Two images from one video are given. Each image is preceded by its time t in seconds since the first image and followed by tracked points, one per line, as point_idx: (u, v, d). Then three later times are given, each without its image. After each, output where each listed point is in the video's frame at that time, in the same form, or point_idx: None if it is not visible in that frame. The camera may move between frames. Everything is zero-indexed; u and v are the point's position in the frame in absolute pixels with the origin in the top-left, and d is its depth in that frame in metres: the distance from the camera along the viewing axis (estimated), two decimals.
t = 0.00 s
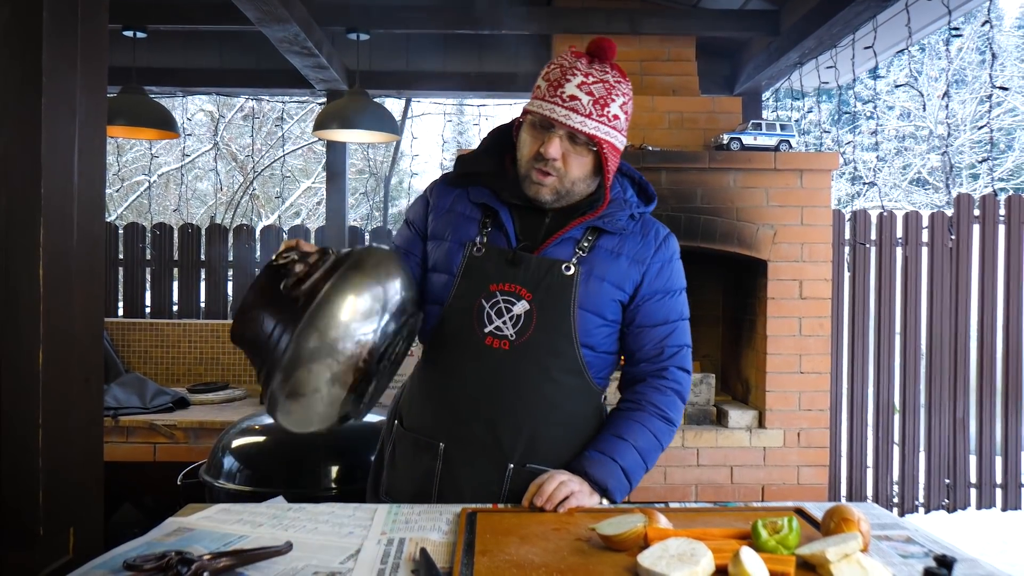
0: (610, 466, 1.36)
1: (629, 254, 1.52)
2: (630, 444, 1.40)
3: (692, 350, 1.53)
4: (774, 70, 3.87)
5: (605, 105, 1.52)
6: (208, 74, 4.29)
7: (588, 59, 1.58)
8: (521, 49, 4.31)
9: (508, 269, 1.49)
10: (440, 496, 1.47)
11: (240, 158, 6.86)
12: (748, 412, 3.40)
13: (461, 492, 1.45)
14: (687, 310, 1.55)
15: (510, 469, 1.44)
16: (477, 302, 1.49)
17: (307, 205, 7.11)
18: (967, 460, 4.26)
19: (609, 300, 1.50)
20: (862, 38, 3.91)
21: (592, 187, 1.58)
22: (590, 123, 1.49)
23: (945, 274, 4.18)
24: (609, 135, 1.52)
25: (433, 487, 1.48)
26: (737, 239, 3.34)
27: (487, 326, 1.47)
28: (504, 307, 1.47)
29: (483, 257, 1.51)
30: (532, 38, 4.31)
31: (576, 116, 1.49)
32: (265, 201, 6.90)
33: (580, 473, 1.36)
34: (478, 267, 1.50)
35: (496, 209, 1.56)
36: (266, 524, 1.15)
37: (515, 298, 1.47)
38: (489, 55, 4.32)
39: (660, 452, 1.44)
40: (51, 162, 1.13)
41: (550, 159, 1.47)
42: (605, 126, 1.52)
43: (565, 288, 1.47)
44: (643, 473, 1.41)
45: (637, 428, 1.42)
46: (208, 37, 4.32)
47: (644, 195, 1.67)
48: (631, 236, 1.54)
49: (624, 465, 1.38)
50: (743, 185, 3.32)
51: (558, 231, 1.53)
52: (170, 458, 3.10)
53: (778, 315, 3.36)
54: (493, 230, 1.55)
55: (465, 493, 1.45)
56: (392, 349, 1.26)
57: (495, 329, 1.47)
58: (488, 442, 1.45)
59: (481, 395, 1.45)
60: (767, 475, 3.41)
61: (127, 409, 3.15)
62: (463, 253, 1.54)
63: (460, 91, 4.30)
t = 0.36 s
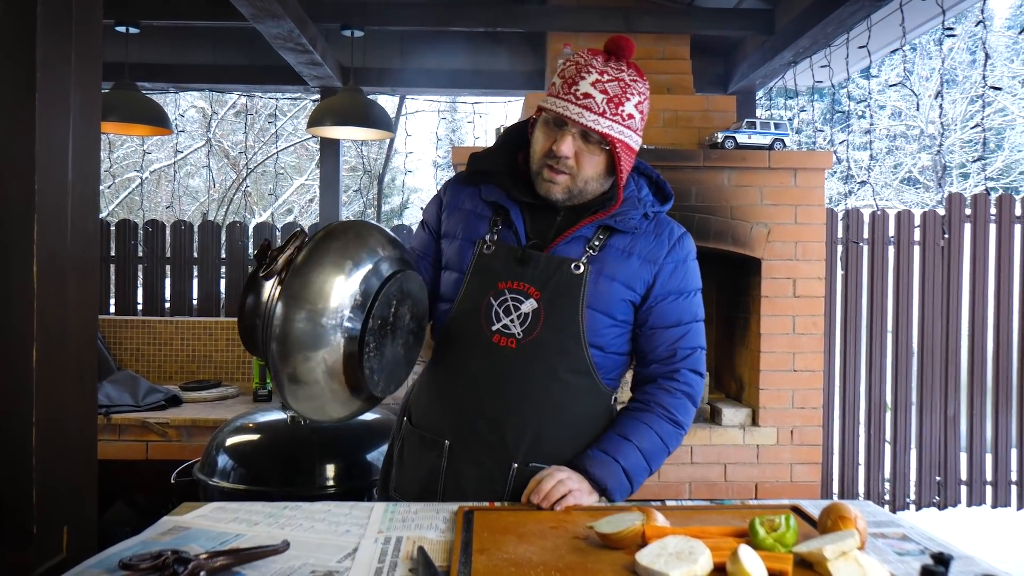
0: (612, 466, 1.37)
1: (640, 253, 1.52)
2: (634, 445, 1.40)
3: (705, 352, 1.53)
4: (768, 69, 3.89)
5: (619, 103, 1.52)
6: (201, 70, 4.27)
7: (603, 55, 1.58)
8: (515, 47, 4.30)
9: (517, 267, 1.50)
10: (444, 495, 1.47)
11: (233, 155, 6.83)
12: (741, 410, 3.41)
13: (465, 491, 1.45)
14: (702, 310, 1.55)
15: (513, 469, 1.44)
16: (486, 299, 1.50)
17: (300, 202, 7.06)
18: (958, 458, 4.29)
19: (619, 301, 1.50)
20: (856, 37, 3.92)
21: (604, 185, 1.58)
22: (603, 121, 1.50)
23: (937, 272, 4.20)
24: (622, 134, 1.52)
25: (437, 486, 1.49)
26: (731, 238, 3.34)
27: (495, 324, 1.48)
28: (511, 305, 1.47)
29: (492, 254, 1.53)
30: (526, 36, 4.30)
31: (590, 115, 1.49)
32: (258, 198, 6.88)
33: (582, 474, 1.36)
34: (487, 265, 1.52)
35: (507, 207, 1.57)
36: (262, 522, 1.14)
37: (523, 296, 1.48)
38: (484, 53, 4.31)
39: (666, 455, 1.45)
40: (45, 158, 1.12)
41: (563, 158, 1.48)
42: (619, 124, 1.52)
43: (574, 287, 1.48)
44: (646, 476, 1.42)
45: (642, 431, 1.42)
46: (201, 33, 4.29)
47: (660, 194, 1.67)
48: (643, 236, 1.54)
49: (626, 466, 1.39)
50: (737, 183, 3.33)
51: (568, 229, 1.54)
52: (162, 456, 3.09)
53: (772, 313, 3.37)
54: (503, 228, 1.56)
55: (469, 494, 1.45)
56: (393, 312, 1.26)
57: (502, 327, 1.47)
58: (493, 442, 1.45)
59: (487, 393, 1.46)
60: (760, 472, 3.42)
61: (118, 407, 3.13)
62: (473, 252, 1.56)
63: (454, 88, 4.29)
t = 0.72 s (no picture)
0: (606, 464, 1.37)
1: (636, 253, 1.53)
2: (628, 443, 1.41)
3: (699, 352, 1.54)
4: (757, 68, 3.91)
5: (620, 109, 1.52)
6: (189, 67, 4.24)
7: (606, 58, 1.57)
8: (506, 45, 4.30)
9: (513, 267, 1.50)
10: (437, 494, 1.47)
11: (220, 151, 6.78)
12: (730, 408, 3.42)
13: (459, 490, 1.45)
14: (695, 311, 1.56)
15: (509, 468, 1.44)
16: (482, 299, 1.50)
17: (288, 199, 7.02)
18: (943, 455, 4.32)
19: (614, 301, 1.50)
20: (844, 37, 3.95)
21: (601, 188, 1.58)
22: (604, 127, 1.50)
23: (924, 271, 4.24)
24: (622, 140, 1.52)
25: (431, 486, 1.48)
26: (721, 236, 3.36)
27: (491, 323, 1.48)
28: (507, 304, 1.48)
29: (487, 254, 1.53)
30: (516, 34, 4.30)
31: (591, 121, 1.49)
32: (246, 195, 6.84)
33: (576, 471, 1.37)
34: (483, 264, 1.52)
35: (502, 207, 1.57)
36: (255, 521, 1.14)
37: (519, 295, 1.48)
38: (474, 50, 4.31)
39: (660, 454, 1.46)
40: (34, 153, 1.11)
41: (562, 162, 1.48)
42: (619, 130, 1.52)
43: (570, 287, 1.48)
44: (638, 475, 1.42)
45: (637, 430, 1.43)
46: (189, 29, 4.26)
47: (654, 194, 1.68)
48: (638, 237, 1.54)
49: (620, 464, 1.39)
50: (727, 182, 3.34)
51: (565, 229, 1.54)
52: (150, 454, 3.07)
53: (761, 311, 3.39)
54: (499, 229, 1.56)
55: (463, 493, 1.45)
56: (382, 328, 1.26)
57: (498, 327, 1.48)
58: (488, 441, 1.45)
59: (482, 392, 1.46)
60: (749, 470, 3.44)
61: (106, 405, 3.10)
62: (468, 251, 1.56)
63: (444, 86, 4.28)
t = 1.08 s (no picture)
0: (598, 462, 1.38)
1: (626, 253, 1.53)
2: (620, 442, 1.41)
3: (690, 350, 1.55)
4: (747, 68, 3.93)
5: (607, 110, 1.51)
6: (178, 63, 4.21)
7: (591, 59, 1.57)
8: (497, 43, 4.30)
9: (503, 266, 1.50)
10: (430, 492, 1.48)
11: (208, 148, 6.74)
12: (719, 407, 3.44)
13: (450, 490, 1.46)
14: (685, 310, 1.57)
15: (500, 468, 1.45)
16: (473, 299, 1.50)
17: (276, 196, 6.98)
18: (930, 453, 4.36)
19: (605, 301, 1.51)
20: (834, 38, 3.97)
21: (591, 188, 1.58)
22: (591, 129, 1.49)
23: (911, 270, 4.28)
24: (610, 140, 1.51)
25: (423, 485, 1.49)
26: (711, 235, 3.38)
27: (481, 324, 1.48)
28: (498, 304, 1.48)
29: (478, 253, 1.52)
30: (507, 32, 4.30)
31: (576, 123, 1.48)
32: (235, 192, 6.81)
33: (568, 470, 1.37)
34: (474, 264, 1.52)
35: (493, 206, 1.56)
36: (248, 518, 1.13)
37: (509, 295, 1.48)
38: (465, 48, 4.31)
39: (651, 452, 1.46)
40: (27, 150, 1.10)
41: (550, 164, 1.47)
42: (606, 131, 1.51)
43: (560, 287, 1.48)
44: (630, 473, 1.43)
45: (629, 428, 1.44)
46: (178, 25, 4.23)
47: (645, 192, 1.68)
48: (629, 236, 1.55)
49: (612, 462, 1.40)
50: (717, 181, 3.36)
51: (555, 229, 1.54)
52: (139, 452, 3.05)
53: (750, 310, 3.41)
54: (490, 229, 1.55)
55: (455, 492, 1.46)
56: (376, 353, 1.26)
57: (489, 327, 1.48)
58: (480, 441, 1.46)
59: (474, 393, 1.46)
60: (737, 468, 3.46)
61: (94, 403, 3.08)
62: (459, 251, 1.56)
63: (435, 83, 4.28)
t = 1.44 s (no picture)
0: (597, 463, 1.38)
1: (621, 253, 1.53)
2: (617, 442, 1.42)
3: (687, 349, 1.55)
4: (743, 71, 3.94)
5: (591, 107, 1.51)
6: (174, 62, 4.20)
7: (572, 57, 1.57)
8: (494, 45, 4.31)
9: (497, 270, 1.51)
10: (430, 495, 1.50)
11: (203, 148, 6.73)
12: (715, 408, 3.45)
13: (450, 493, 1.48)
14: (682, 308, 1.57)
15: (498, 469, 1.47)
16: (468, 303, 1.51)
17: (271, 196, 6.97)
18: (924, 455, 4.38)
19: (600, 302, 1.51)
20: (830, 41, 3.99)
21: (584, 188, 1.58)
22: (576, 126, 1.49)
23: (905, 273, 4.30)
24: (596, 137, 1.51)
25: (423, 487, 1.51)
26: (707, 237, 3.39)
27: (477, 328, 1.49)
28: (492, 308, 1.48)
29: (471, 257, 1.53)
30: (504, 33, 4.30)
31: (561, 121, 1.49)
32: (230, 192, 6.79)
33: (567, 471, 1.38)
34: (468, 268, 1.52)
35: (486, 210, 1.56)
36: (248, 519, 1.13)
37: (504, 299, 1.48)
38: (462, 49, 4.31)
39: (650, 451, 1.46)
40: (27, 149, 1.10)
41: (538, 165, 1.48)
42: (592, 127, 1.51)
43: (554, 289, 1.48)
44: (629, 473, 1.43)
45: (628, 428, 1.44)
46: (174, 24, 4.22)
47: (641, 190, 1.68)
48: (623, 237, 1.55)
49: (610, 463, 1.40)
50: (713, 184, 3.37)
51: (549, 232, 1.54)
52: (134, 452, 3.04)
53: (746, 312, 3.42)
54: (485, 234, 1.55)
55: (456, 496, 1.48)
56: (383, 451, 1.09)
57: (484, 331, 1.48)
58: (479, 445, 1.47)
59: (471, 398, 1.47)
60: (733, 469, 3.46)
61: (89, 403, 3.07)
62: (453, 255, 1.56)
63: (432, 84, 4.28)
